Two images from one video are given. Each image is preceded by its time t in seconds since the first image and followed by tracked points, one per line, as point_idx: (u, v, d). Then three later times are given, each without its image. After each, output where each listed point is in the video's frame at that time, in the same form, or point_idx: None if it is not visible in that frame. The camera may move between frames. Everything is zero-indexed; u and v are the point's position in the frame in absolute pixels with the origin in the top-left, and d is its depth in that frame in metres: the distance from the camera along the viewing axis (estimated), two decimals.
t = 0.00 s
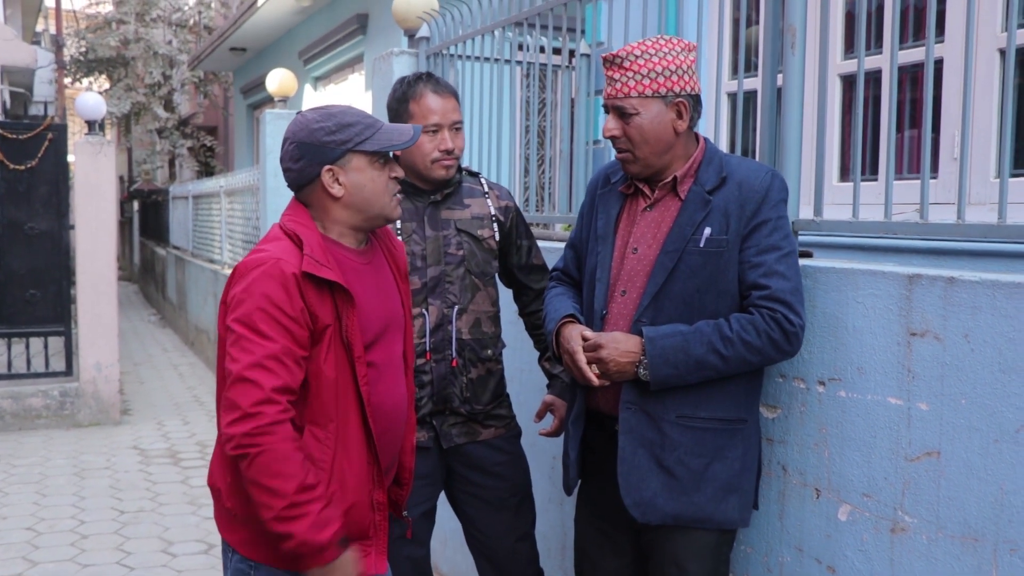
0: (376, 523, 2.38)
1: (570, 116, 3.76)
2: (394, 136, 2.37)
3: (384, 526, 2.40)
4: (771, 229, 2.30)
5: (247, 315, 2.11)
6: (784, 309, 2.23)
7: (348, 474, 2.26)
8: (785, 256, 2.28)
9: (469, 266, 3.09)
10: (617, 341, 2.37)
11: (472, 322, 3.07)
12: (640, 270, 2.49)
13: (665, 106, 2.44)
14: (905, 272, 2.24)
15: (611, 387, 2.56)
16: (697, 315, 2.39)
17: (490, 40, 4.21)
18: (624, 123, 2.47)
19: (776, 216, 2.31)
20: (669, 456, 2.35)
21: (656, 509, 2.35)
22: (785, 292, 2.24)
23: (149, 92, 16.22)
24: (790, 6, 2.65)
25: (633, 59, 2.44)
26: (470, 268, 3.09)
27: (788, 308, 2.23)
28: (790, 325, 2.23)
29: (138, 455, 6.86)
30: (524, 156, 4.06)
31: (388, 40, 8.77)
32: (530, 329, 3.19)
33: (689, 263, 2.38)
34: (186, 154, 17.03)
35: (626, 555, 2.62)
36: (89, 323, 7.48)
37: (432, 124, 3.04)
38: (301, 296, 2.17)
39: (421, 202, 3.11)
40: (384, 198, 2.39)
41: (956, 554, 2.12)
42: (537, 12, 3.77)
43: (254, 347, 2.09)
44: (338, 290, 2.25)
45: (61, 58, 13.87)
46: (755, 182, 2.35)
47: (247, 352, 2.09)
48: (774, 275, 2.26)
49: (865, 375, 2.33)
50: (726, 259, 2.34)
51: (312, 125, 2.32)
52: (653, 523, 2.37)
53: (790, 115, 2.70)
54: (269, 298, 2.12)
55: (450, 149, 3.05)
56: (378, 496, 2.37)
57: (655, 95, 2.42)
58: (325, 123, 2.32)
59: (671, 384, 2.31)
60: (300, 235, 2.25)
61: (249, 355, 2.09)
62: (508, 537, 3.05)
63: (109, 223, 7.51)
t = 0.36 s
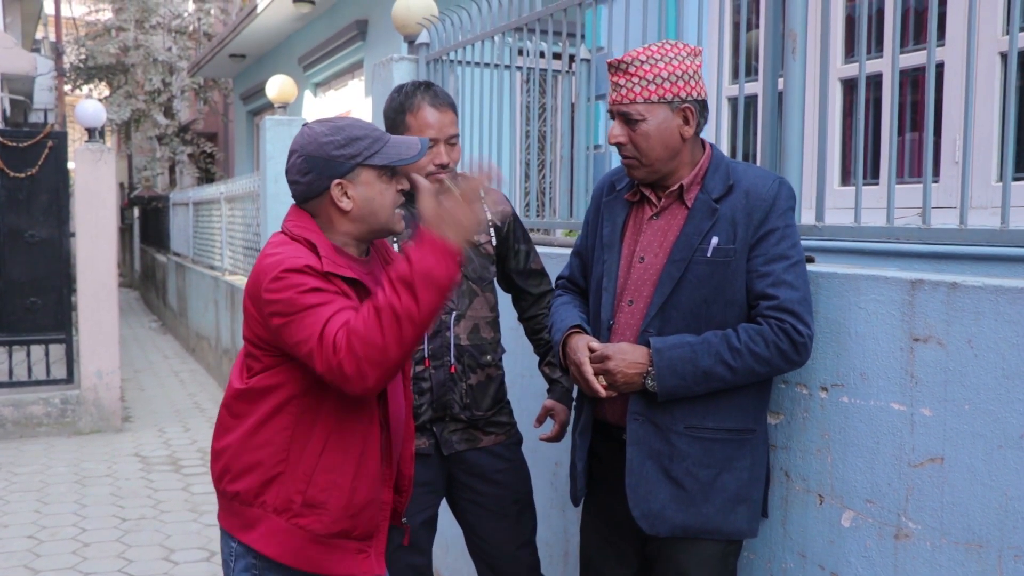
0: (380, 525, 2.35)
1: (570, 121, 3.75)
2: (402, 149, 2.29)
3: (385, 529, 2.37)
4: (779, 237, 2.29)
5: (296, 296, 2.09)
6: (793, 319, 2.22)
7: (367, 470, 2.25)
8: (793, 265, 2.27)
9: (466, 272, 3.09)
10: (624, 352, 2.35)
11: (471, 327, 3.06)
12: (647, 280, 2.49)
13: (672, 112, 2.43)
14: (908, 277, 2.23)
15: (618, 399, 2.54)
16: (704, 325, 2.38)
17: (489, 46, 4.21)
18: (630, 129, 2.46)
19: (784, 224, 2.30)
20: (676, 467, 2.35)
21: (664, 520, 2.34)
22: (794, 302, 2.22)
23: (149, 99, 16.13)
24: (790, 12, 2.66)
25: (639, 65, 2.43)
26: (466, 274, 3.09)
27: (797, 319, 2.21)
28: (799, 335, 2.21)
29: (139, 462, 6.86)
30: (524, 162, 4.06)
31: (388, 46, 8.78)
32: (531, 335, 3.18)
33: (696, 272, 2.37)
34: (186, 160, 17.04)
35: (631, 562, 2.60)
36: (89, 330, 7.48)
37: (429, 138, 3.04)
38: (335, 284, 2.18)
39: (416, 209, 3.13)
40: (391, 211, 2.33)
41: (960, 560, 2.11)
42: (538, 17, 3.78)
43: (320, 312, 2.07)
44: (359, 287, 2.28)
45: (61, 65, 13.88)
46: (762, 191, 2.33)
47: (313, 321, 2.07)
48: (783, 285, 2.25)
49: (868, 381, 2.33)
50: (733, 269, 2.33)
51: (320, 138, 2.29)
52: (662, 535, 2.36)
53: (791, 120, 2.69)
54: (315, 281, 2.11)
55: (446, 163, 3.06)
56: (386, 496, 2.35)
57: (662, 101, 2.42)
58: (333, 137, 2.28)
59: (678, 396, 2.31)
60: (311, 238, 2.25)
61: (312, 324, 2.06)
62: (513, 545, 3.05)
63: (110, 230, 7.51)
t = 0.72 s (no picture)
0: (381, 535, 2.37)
1: (567, 126, 3.75)
2: (387, 147, 2.36)
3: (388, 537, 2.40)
4: (776, 241, 2.30)
5: (250, 326, 2.10)
6: (793, 322, 2.23)
7: (355, 484, 2.26)
8: (791, 268, 2.28)
9: (466, 277, 3.08)
10: (626, 358, 2.34)
11: (469, 334, 3.05)
12: (646, 287, 2.49)
13: (683, 115, 2.44)
14: (904, 284, 2.23)
15: (621, 404, 2.55)
16: (704, 331, 2.38)
17: (486, 50, 4.21)
18: (642, 134, 2.42)
19: (781, 228, 2.31)
20: (681, 474, 2.34)
21: (670, 528, 2.33)
22: (793, 305, 2.23)
23: (146, 101, 16.11)
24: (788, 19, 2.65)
25: (650, 69, 2.40)
26: (467, 280, 3.08)
27: (797, 321, 2.22)
28: (799, 338, 2.23)
29: (135, 465, 6.85)
30: (521, 165, 4.05)
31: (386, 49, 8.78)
32: (527, 342, 3.18)
33: (695, 279, 2.37)
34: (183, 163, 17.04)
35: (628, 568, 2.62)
36: (85, 333, 7.46)
37: (429, 140, 3.03)
38: (304, 309, 2.17)
39: (417, 215, 3.10)
40: (378, 210, 2.38)
41: (954, 567, 2.11)
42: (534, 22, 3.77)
43: (258, 356, 2.09)
44: (342, 301, 2.25)
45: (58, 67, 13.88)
46: (758, 195, 2.34)
47: (251, 363, 2.09)
48: (782, 288, 2.25)
49: (863, 387, 2.33)
50: (732, 274, 2.33)
51: (304, 137, 2.32)
52: (667, 542, 2.35)
53: (787, 125, 2.69)
54: (276, 313, 2.11)
55: (447, 165, 3.05)
56: (383, 506, 2.38)
57: (676, 104, 2.41)
58: (318, 136, 2.32)
59: (682, 402, 2.29)
60: (300, 247, 2.24)
61: (252, 367, 2.09)
62: (512, 551, 3.04)
63: (106, 233, 7.49)
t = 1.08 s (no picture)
0: (374, 540, 2.36)
1: (568, 128, 3.75)
2: (390, 149, 2.37)
3: (382, 543, 2.38)
4: (766, 240, 2.31)
5: (242, 331, 2.14)
6: (787, 319, 2.25)
7: (344, 489, 2.25)
8: (782, 266, 2.29)
9: (473, 278, 3.08)
10: (625, 363, 2.34)
11: (476, 334, 3.05)
12: (639, 290, 2.49)
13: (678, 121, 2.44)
14: (903, 285, 2.24)
15: (619, 409, 2.53)
16: (700, 331, 2.38)
17: (487, 53, 4.21)
18: (644, 142, 2.41)
19: (770, 227, 2.33)
20: (682, 472, 2.34)
21: (674, 526, 2.32)
22: (786, 302, 2.25)
23: (147, 104, 16.17)
24: (786, 21, 2.65)
25: (647, 78, 2.38)
26: (473, 281, 3.08)
27: (790, 318, 2.24)
28: (793, 334, 2.24)
29: (136, 467, 6.85)
30: (521, 168, 4.05)
31: (386, 51, 8.78)
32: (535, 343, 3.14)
33: (688, 280, 2.37)
34: (184, 165, 17.06)
35: (632, 567, 2.62)
36: (86, 336, 7.46)
37: (431, 136, 3.04)
38: (297, 314, 2.17)
39: (423, 215, 3.11)
40: (381, 212, 2.38)
41: (953, 569, 2.11)
42: (535, 25, 3.78)
43: (245, 362, 2.13)
44: (338, 305, 2.25)
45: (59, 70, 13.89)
46: (746, 195, 2.35)
47: (238, 368, 2.13)
48: (774, 286, 2.26)
49: (863, 390, 2.33)
50: (724, 274, 2.34)
51: (307, 140, 2.32)
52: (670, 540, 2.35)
53: (787, 128, 2.69)
54: (268, 319, 2.13)
55: (450, 161, 3.04)
56: (376, 514, 2.35)
57: (672, 111, 2.42)
58: (320, 139, 2.32)
59: (681, 403, 2.30)
60: (298, 249, 2.25)
61: (238, 373, 2.13)
62: (514, 551, 3.04)
63: (107, 235, 7.50)
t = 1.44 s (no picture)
0: (370, 540, 2.36)
1: (568, 129, 3.75)
2: (397, 159, 2.36)
3: (377, 544, 2.38)
4: (767, 242, 2.31)
5: (244, 330, 2.14)
6: (786, 322, 2.25)
7: (342, 489, 2.25)
8: (782, 269, 2.29)
9: (468, 277, 3.08)
10: (624, 365, 2.34)
11: (474, 333, 3.05)
12: (639, 291, 2.49)
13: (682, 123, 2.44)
14: (903, 286, 2.24)
15: (618, 410, 2.54)
16: (699, 333, 2.38)
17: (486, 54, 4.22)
18: (650, 145, 2.41)
19: (771, 229, 2.33)
20: (681, 474, 2.34)
21: (673, 527, 2.33)
22: (786, 305, 2.25)
23: (148, 106, 16.22)
24: (786, 21, 2.65)
25: (653, 79, 2.38)
26: (469, 280, 3.08)
27: (790, 321, 2.24)
28: (793, 338, 2.24)
29: (138, 469, 6.86)
30: (522, 169, 4.06)
31: (387, 53, 8.78)
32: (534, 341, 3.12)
33: (688, 281, 2.37)
34: (185, 167, 17.08)
35: (632, 567, 2.62)
36: (88, 337, 7.47)
37: (423, 138, 3.03)
38: (298, 313, 2.18)
39: (416, 216, 3.11)
40: (383, 221, 2.38)
41: (954, 569, 2.11)
42: (535, 26, 3.78)
43: (246, 362, 2.13)
44: (339, 304, 2.25)
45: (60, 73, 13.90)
46: (748, 197, 2.36)
47: (240, 367, 2.13)
48: (774, 289, 2.26)
49: (863, 390, 2.33)
50: (725, 276, 2.34)
51: (315, 142, 2.33)
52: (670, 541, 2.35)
53: (787, 128, 2.69)
54: (270, 319, 2.13)
55: (442, 162, 3.05)
56: (373, 514, 2.35)
57: (676, 113, 2.42)
58: (328, 142, 2.32)
59: (681, 405, 2.30)
60: (302, 248, 2.25)
61: (240, 373, 2.13)
62: (516, 552, 3.04)
63: (108, 237, 7.50)
